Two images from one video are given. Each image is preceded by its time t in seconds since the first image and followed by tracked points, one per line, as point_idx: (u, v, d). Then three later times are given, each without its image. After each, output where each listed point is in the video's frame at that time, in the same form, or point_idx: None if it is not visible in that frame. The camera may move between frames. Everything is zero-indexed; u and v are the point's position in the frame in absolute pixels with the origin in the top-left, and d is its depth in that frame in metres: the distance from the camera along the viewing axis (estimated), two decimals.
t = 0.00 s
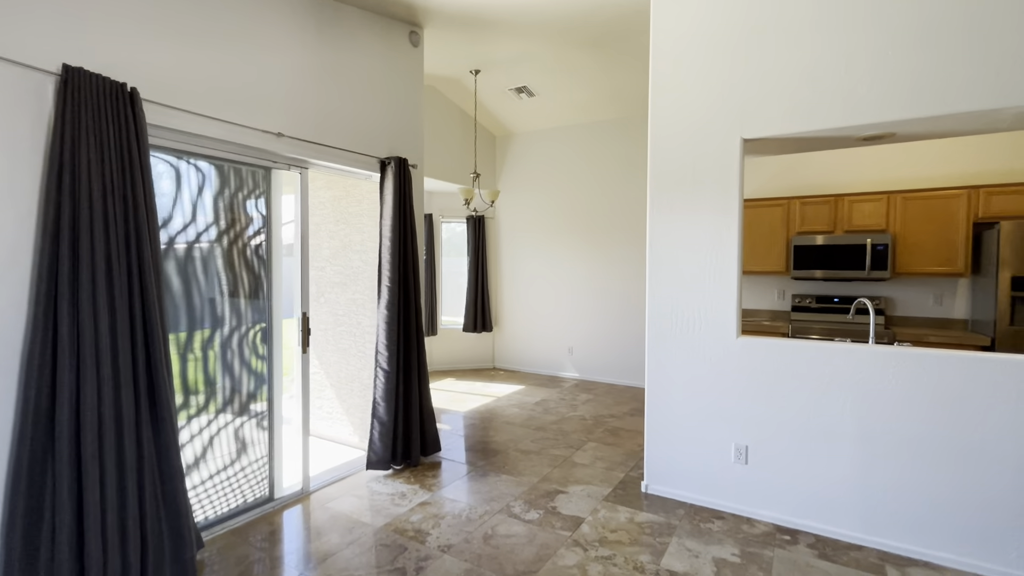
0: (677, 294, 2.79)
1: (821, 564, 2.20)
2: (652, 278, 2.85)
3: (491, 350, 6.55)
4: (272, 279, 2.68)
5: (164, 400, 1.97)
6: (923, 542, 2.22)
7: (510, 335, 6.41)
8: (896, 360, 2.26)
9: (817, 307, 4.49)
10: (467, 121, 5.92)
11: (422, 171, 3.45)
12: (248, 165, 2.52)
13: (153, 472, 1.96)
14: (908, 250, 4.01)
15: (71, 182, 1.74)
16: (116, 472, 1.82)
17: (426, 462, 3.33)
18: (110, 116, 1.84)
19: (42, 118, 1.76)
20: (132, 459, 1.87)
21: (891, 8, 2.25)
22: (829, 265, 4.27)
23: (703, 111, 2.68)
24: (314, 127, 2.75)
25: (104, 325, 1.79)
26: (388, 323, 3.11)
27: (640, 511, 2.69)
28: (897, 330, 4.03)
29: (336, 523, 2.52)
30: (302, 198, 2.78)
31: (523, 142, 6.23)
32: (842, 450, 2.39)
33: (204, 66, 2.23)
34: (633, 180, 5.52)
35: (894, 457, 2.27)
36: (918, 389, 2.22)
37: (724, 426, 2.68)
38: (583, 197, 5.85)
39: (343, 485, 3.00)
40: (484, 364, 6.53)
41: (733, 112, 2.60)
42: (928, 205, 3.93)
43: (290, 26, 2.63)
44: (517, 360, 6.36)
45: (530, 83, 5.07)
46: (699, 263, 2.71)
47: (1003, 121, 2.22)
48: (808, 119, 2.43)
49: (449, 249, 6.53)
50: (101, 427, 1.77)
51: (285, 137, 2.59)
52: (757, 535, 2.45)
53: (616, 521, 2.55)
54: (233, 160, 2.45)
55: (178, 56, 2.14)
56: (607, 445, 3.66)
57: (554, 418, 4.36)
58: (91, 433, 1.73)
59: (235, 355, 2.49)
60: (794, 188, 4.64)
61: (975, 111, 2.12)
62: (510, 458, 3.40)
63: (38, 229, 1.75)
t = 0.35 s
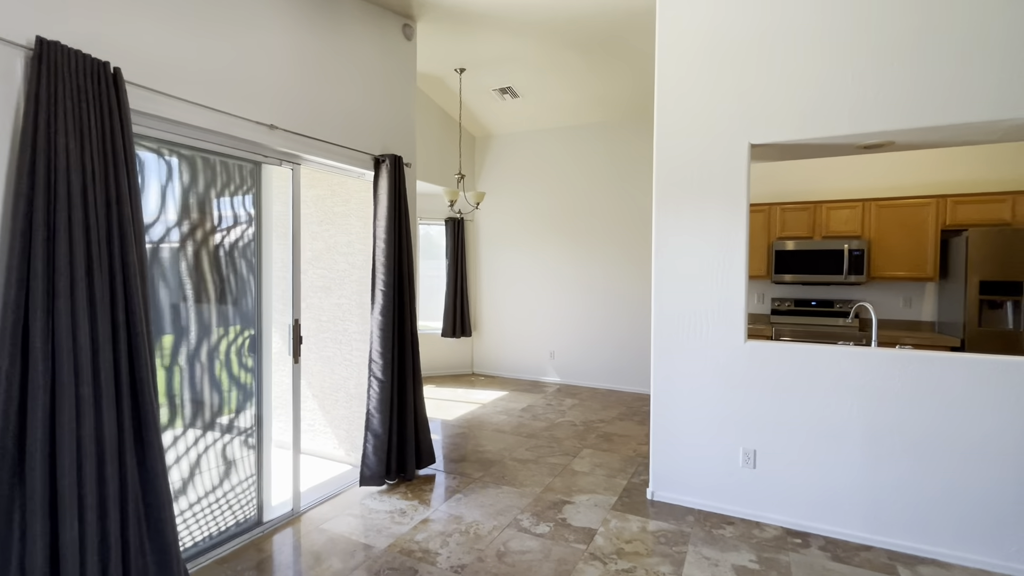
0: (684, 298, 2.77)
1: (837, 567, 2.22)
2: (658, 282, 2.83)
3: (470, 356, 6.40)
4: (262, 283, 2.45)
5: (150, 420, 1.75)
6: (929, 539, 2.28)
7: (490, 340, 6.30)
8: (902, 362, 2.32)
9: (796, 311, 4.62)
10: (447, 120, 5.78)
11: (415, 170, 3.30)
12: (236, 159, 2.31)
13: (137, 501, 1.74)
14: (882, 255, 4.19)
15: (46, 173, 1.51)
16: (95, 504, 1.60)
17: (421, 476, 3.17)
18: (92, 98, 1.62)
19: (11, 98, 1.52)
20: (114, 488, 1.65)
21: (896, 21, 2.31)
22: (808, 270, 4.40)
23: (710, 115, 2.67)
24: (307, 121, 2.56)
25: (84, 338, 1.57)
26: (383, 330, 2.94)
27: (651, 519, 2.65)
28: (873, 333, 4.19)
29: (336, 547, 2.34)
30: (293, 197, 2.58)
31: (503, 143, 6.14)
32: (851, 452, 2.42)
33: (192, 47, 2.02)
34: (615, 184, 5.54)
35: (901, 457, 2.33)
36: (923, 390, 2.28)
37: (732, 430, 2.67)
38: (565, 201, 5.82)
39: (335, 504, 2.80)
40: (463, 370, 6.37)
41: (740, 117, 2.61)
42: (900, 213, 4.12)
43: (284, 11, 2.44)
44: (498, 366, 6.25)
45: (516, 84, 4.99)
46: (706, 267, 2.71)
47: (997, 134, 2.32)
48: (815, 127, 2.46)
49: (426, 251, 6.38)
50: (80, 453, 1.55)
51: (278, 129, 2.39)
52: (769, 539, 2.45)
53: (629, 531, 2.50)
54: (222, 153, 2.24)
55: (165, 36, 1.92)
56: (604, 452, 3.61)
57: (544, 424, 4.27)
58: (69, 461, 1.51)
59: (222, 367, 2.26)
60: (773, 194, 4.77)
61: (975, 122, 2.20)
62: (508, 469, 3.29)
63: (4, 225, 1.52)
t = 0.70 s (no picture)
0: (678, 299, 2.80)
1: (831, 556, 2.31)
2: (652, 282, 2.85)
3: (438, 357, 6.26)
4: (245, 282, 2.25)
5: (131, 438, 1.55)
6: (909, 526, 2.42)
7: (459, 342, 6.18)
8: (886, 359, 2.45)
9: (760, 310, 4.83)
10: (418, 116, 5.61)
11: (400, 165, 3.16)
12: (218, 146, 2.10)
13: (116, 531, 1.53)
14: (840, 258, 4.46)
15: (14, 154, 1.29)
16: (71, 537, 1.39)
17: (408, 484, 3.03)
18: (68, 70, 1.40)
19: None
20: (92, 517, 1.45)
21: (882, 35, 2.42)
22: (774, 271, 4.61)
23: (705, 118, 2.71)
24: (293, 108, 2.37)
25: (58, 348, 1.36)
26: (370, 332, 2.78)
27: (648, 519, 2.66)
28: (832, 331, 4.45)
29: (330, 566, 2.18)
30: (277, 189, 2.38)
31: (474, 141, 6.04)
32: (838, 446, 2.53)
33: (176, 19, 1.80)
34: (587, 185, 5.58)
35: (884, 449, 2.46)
36: (905, 385, 2.43)
37: (726, 427, 2.73)
38: (537, 201, 5.79)
39: (320, 519, 2.62)
40: (431, 372, 6.21)
41: (734, 121, 2.66)
42: (856, 219, 4.40)
43: None
44: (467, 368, 6.14)
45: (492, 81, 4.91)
46: (700, 268, 2.75)
47: (967, 146, 2.49)
48: (806, 134, 2.55)
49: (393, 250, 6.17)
50: (53, 479, 1.34)
51: (264, 115, 2.20)
52: (764, 532, 2.52)
53: (631, 532, 2.49)
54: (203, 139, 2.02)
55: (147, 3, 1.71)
56: (589, 452, 3.61)
57: (524, 426, 4.22)
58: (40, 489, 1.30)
59: (203, 375, 2.05)
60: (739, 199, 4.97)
61: (950, 134, 2.36)
62: (496, 473, 3.21)
63: None
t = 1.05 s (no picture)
0: (664, 301, 2.87)
1: (812, 544, 2.44)
2: (638, 284, 2.91)
3: (402, 360, 6.08)
4: (224, 285, 2.07)
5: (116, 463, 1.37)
6: (876, 510, 2.61)
7: (424, 344, 6.04)
8: (855, 357, 2.63)
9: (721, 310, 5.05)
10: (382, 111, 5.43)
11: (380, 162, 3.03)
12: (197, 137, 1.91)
13: (98, 568, 1.35)
14: (794, 261, 4.74)
15: None
16: None
17: (391, 494, 2.91)
18: (46, 45, 1.22)
19: None
20: (72, 556, 1.27)
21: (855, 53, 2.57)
22: (734, 273, 4.84)
23: (691, 125, 2.78)
24: (277, 97, 2.20)
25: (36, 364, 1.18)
26: (353, 337, 2.64)
27: (639, 517, 2.71)
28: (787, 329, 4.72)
29: None
30: (259, 185, 2.21)
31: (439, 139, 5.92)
32: (812, 439, 2.69)
33: None
34: (554, 186, 5.61)
35: (854, 440, 2.64)
36: (872, 381, 2.61)
37: (710, 425, 2.82)
38: (504, 201, 5.76)
39: (303, 536, 2.46)
40: (394, 375, 6.03)
41: (719, 129, 2.75)
42: (808, 225, 4.69)
43: None
44: (432, 370, 6.02)
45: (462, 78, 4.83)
46: (685, 271, 2.83)
47: (924, 160, 2.71)
48: (786, 143, 2.67)
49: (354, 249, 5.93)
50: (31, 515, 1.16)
51: (249, 106, 2.03)
52: (748, 525, 2.63)
53: (625, 532, 2.52)
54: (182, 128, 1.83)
55: None
56: (569, 453, 3.63)
57: (499, 429, 4.18)
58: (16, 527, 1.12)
59: (181, 388, 1.86)
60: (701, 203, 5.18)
61: (912, 149, 2.55)
62: (480, 479, 3.15)
63: None
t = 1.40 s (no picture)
0: (652, 302, 2.90)
1: (799, 536, 2.53)
2: (626, 286, 2.92)
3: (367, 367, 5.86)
4: (201, 291, 1.89)
5: (101, 494, 1.19)
6: (853, 500, 2.74)
7: (390, 350, 5.84)
8: (831, 353, 2.76)
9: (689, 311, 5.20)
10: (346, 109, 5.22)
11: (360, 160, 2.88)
12: (172, 126, 1.73)
13: None
14: (756, 264, 4.95)
15: None
16: None
17: (377, 509, 2.76)
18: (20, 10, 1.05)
19: None
20: None
21: (830, 63, 2.70)
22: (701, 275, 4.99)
23: (676, 128, 2.83)
24: (260, 85, 2.03)
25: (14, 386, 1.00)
26: (337, 344, 2.49)
27: (633, 519, 2.71)
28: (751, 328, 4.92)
29: None
30: (239, 181, 2.04)
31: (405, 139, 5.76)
32: (794, 433, 2.79)
33: None
34: (524, 190, 5.60)
35: (832, 434, 2.76)
36: (847, 376, 2.74)
37: (697, 424, 2.87)
38: (474, 204, 5.69)
39: (286, 560, 2.28)
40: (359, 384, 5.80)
41: (704, 133, 2.81)
42: (769, 228, 4.92)
43: None
44: (399, 377, 5.83)
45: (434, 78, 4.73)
46: (671, 272, 2.87)
47: (887, 167, 2.89)
48: (767, 148, 2.76)
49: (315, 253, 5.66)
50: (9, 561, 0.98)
51: (231, 94, 1.86)
52: (737, 520, 2.69)
53: (623, 534, 2.51)
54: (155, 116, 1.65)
55: None
56: (552, 457, 3.60)
57: (478, 435, 4.10)
58: None
59: (155, 405, 1.67)
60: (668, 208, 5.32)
61: (880, 157, 2.71)
62: (468, 488, 3.06)
63: None
